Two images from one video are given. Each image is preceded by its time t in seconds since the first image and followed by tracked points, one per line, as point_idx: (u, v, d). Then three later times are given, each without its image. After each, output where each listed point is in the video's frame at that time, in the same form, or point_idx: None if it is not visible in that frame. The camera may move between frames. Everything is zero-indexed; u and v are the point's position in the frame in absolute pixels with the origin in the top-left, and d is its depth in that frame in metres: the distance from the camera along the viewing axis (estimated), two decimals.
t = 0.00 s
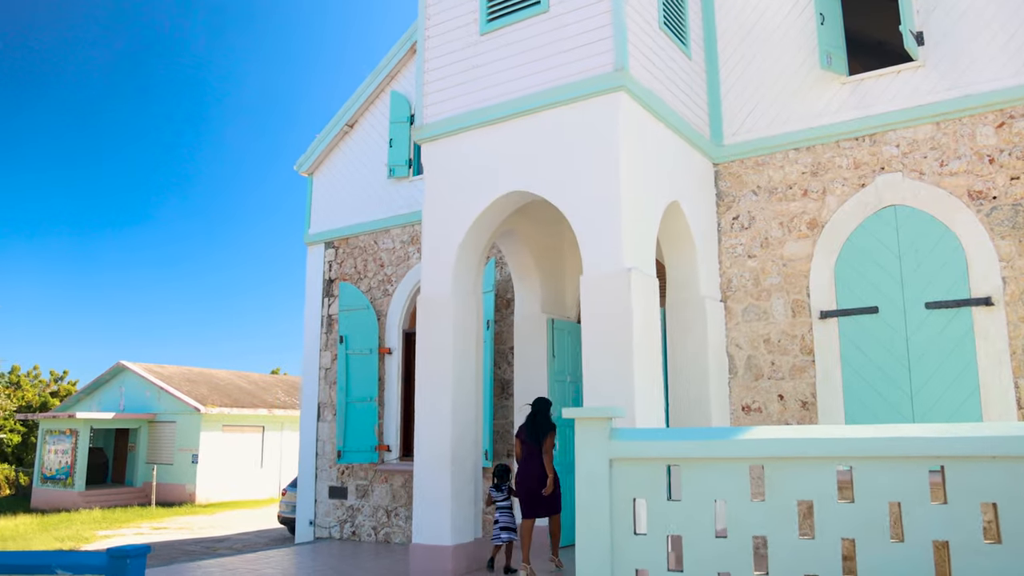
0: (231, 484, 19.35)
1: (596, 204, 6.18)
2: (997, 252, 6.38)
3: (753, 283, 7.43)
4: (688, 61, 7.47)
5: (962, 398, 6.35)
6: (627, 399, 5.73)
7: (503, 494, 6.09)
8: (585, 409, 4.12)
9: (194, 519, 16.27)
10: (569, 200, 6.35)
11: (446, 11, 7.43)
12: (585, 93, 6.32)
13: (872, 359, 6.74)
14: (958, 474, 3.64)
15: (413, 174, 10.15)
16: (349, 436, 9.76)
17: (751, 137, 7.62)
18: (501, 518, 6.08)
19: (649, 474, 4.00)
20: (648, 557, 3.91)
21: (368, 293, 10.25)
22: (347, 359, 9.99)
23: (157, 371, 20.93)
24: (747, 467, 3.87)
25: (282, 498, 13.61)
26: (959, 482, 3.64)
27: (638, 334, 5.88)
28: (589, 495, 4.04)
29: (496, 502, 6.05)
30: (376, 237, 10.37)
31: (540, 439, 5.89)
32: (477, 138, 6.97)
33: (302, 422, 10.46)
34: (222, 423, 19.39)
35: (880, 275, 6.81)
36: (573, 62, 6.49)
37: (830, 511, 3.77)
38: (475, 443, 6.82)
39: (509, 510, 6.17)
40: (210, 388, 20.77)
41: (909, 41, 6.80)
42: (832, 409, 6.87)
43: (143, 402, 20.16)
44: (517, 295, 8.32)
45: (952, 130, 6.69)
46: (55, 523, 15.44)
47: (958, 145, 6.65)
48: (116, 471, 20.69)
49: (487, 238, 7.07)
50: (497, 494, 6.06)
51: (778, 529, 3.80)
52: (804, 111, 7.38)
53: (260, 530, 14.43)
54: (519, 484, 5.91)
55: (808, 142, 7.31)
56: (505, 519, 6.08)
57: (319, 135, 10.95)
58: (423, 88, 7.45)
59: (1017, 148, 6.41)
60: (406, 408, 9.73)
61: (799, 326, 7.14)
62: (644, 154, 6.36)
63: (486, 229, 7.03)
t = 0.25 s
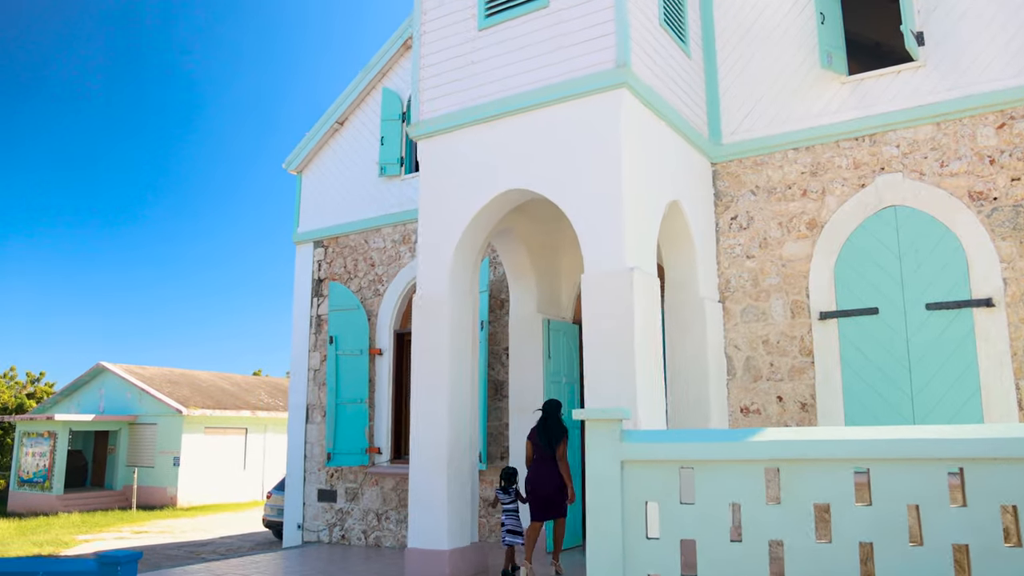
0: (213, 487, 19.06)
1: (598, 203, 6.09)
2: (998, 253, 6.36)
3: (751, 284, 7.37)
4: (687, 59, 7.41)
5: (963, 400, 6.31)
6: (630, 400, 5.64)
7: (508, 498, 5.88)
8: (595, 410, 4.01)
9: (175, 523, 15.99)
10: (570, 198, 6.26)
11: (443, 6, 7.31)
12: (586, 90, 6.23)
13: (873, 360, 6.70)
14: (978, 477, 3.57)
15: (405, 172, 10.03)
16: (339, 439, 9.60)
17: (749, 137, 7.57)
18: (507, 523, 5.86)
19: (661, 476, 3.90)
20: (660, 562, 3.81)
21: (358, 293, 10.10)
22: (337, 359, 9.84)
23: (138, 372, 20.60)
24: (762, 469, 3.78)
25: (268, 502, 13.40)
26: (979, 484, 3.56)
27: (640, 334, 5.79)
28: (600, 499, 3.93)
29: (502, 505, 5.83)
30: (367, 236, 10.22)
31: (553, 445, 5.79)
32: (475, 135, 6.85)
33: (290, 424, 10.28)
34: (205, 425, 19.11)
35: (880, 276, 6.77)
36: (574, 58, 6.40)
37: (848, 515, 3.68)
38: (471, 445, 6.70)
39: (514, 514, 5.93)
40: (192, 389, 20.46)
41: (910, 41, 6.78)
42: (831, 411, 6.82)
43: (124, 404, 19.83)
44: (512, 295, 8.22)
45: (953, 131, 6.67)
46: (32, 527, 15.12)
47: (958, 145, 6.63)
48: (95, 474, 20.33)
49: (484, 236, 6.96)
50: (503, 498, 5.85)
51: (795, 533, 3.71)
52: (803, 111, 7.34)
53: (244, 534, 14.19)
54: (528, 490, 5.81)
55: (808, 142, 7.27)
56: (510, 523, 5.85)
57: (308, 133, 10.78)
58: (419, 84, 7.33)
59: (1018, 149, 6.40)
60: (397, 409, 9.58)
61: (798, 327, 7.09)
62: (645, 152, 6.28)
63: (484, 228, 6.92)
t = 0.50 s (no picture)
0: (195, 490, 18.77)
1: (598, 201, 6.00)
2: (998, 254, 6.34)
3: (749, 284, 7.31)
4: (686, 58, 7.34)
5: (963, 401, 6.28)
6: (633, 402, 5.55)
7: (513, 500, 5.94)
8: (606, 413, 3.92)
9: (156, 527, 15.71)
10: (570, 197, 6.16)
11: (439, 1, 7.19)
12: (586, 87, 6.14)
13: (872, 362, 6.66)
14: (998, 479, 3.50)
15: (395, 171, 9.90)
16: (328, 441, 9.44)
17: (747, 137, 7.52)
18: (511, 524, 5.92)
19: (673, 480, 3.81)
20: (672, 568, 3.72)
21: (348, 292, 9.94)
22: (327, 360, 9.70)
23: (118, 373, 20.25)
24: (777, 472, 3.70)
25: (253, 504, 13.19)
26: (1000, 487, 3.49)
27: (642, 335, 5.70)
28: (611, 504, 3.84)
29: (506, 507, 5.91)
30: (357, 235, 10.07)
31: (561, 445, 5.99)
32: (472, 132, 6.74)
33: (278, 426, 10.10)
34: (186, 427, 18.81)
35: (879, 277, 6.73)
36: (573, 54, 6.31)
37: (865, 518, 3.60)
38: (467, 447, 6.58)
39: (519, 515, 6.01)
40: (173, 390, 20.14)
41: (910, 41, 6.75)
42: (831, 412, 6.77)
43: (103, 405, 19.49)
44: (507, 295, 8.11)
45: (952, 132, 6.66)
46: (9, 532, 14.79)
47: (958, 146, 6.61)
48: (73, 477, 19.96)
49: (481, 235, 6.85)
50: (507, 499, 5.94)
51: (811, 537, 3.63)
52: (802, 111, 7.30)
53: (228, 537, 13.97)
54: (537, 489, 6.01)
55: (806, 142, 7.23)
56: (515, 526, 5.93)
57: (297, 130, 10.60)
58: (414, 80, 7.20)
59: (1018, 150, 6.39)
60: (387, 411, 9.42)
61: (797, 329, 7.04)
62: (647, 150, 6.19)
63: (480, 227, 6.81)
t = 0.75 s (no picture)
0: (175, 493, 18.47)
1: (598, 199, 5.91)
2: (997, 255, 6.32)
3: (747, 285, 7.26)
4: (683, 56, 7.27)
5: (962, 403, 6.25)
6: (634, 403, 5.46)
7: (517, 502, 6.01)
8: (615, 413, 3.80)
9: (137, 531, 15.42)
10: (569, 195, 6.06)
11: None
12: (586, 83, 6.05)
13: (871, 363, 6.62)
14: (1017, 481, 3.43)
15: (386, 169, 9.76)
16: (315, 443, 9.29)
17: (745, 136, 7.46)
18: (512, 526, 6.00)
19: (685, 482, 3.71)
20: (684, 572, 3.63)
21: (337, 292, 9.78)
22: (315, 361, 9.53)
23: (97, 374, 19.90)
24: (792, 474, 3.61)
25: (236, 508, 12.96)
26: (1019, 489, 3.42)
27: (644, 335, 5.61)
28: (620, 507, 3.72)
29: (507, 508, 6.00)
30: (346, 234, 9.92)
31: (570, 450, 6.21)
32: (469, 128, 6.63)
33: (265, 428, 9.91)
34: (167, 429, 18.51)
35: (878, 278, 6.69)
36: (573, 50, 6.21)
37: (882, 521, 3.52)
38: (463, 449, 6.46)
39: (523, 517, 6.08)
40: (153, 392, 19.82)
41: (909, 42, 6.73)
42: (829, 414, 6.72)
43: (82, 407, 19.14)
44: (501, 295, 8.00)
45: (951, 133, 6.63)
46: None
47: (957, 147, 6.59)
48: (50, 480, 19.58)
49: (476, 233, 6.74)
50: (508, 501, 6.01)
51: (826, 540, 3.55)
52: (800, 111, 7.25)
53: (210, 541, 13.73)
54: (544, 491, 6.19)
55: (804, 142, 7.18)
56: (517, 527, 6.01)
57: (285, 127, 10.43)
58: (409, 76, 7.08)
59: (1017, 151, 6.38)
60: (377, 413, 9.27)
61: (795, 330, 6.99)
62: (647, 148, 6.11)
63: (476, 225, 6.70)
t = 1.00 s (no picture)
0: (155, 497, 18.15)
1: (598, 197, 5.82)
2: (995, 257, 6.30)
3: (743, 285, 7.20)
4: (681, 54, 7.20)
5: (960, 405, 6.23)
6: (635, 403, 5.37)
7: (524, 504, 5.95)
8: (624, 414, 3.67)
9: (115, 535, 15.12)
10: (568, 192, 5.96)
11: None
12: (586, 80, 5.96)
13: (869, 365, 6.58)
14: None
15: (376, 167, 9.62)
16: (304, 445, 9.10)
17: (741, 136, 7.41)
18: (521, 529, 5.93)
19: (696, 484, 3.61)
20: None
21: (325, 292, 9.62)
22: (304, 362, 9.35)
23: (75, 376, 19.53)
24: (806, 475, 3.53)
25: (219, 511, 12.73)
26: None
27: (645, 336, 5.53)
28: (630, 510, 3.61)
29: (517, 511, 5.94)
30: (334, 233, 9.76)
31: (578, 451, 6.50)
32: (465, 125, 6.51)
33: (250, 430, 9.72)
34: (147, 432, 18.19)
35: (876, 279, 6.66)
36: (572, 46, 6.12)
37: (899, 524, 3.45)
38: (457, 451, 6.34)
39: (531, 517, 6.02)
40: (133, 394, 19.48)
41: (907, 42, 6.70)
42: (827, 416, 6.67)
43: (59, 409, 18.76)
44: (494, 295, 7.89)
45: (949, 134, 6.62)
46: None
47: (955, 148, 6.57)
48: (26, 484, 19.18)
49: (472, 232, 6.62)
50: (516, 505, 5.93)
51: (841, 543, 3.47)
52: (797, 111, 7.21)
53: (191, 545, 13.48)
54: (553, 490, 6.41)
55: (801, 142, 7.14)
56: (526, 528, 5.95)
57: (272, 123, 10.24)
58: (404, 71, 6.96)
59: (1015, 153, 6.37)
60: (365, 415, 9.12)
61: (792, 331, 6.94)
62: (647, 145, 6.03)
63: (472, 222, 6.58)
